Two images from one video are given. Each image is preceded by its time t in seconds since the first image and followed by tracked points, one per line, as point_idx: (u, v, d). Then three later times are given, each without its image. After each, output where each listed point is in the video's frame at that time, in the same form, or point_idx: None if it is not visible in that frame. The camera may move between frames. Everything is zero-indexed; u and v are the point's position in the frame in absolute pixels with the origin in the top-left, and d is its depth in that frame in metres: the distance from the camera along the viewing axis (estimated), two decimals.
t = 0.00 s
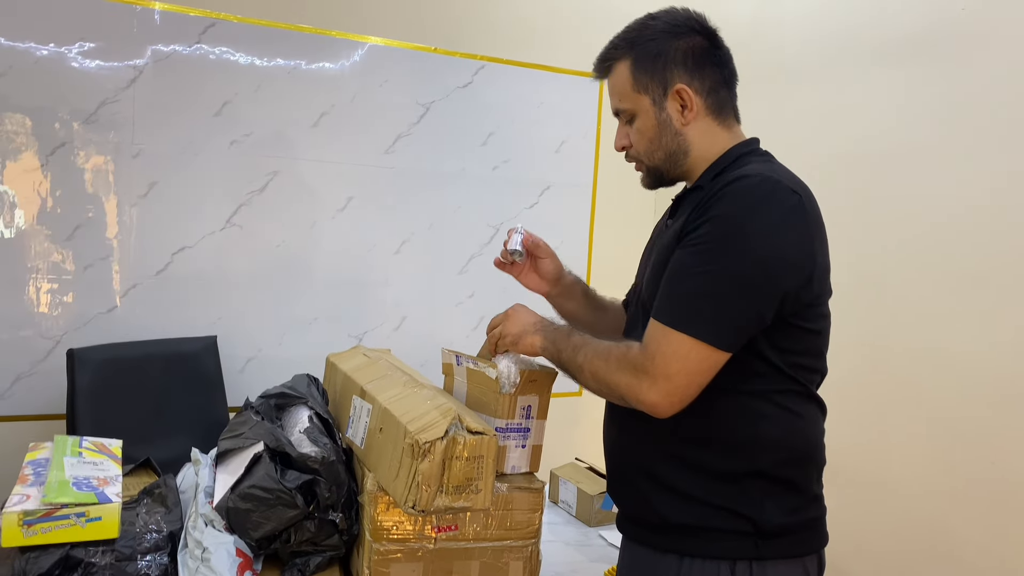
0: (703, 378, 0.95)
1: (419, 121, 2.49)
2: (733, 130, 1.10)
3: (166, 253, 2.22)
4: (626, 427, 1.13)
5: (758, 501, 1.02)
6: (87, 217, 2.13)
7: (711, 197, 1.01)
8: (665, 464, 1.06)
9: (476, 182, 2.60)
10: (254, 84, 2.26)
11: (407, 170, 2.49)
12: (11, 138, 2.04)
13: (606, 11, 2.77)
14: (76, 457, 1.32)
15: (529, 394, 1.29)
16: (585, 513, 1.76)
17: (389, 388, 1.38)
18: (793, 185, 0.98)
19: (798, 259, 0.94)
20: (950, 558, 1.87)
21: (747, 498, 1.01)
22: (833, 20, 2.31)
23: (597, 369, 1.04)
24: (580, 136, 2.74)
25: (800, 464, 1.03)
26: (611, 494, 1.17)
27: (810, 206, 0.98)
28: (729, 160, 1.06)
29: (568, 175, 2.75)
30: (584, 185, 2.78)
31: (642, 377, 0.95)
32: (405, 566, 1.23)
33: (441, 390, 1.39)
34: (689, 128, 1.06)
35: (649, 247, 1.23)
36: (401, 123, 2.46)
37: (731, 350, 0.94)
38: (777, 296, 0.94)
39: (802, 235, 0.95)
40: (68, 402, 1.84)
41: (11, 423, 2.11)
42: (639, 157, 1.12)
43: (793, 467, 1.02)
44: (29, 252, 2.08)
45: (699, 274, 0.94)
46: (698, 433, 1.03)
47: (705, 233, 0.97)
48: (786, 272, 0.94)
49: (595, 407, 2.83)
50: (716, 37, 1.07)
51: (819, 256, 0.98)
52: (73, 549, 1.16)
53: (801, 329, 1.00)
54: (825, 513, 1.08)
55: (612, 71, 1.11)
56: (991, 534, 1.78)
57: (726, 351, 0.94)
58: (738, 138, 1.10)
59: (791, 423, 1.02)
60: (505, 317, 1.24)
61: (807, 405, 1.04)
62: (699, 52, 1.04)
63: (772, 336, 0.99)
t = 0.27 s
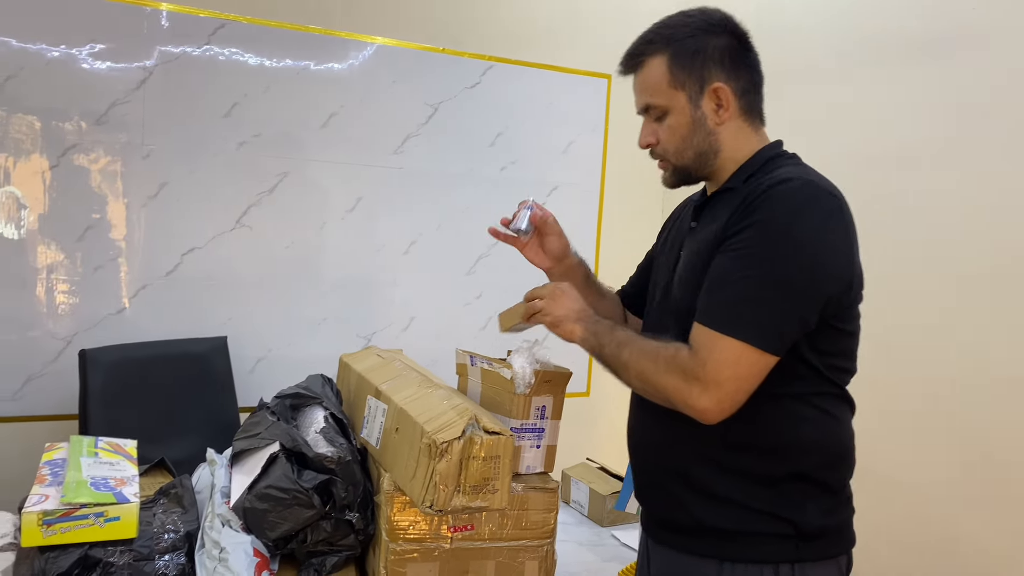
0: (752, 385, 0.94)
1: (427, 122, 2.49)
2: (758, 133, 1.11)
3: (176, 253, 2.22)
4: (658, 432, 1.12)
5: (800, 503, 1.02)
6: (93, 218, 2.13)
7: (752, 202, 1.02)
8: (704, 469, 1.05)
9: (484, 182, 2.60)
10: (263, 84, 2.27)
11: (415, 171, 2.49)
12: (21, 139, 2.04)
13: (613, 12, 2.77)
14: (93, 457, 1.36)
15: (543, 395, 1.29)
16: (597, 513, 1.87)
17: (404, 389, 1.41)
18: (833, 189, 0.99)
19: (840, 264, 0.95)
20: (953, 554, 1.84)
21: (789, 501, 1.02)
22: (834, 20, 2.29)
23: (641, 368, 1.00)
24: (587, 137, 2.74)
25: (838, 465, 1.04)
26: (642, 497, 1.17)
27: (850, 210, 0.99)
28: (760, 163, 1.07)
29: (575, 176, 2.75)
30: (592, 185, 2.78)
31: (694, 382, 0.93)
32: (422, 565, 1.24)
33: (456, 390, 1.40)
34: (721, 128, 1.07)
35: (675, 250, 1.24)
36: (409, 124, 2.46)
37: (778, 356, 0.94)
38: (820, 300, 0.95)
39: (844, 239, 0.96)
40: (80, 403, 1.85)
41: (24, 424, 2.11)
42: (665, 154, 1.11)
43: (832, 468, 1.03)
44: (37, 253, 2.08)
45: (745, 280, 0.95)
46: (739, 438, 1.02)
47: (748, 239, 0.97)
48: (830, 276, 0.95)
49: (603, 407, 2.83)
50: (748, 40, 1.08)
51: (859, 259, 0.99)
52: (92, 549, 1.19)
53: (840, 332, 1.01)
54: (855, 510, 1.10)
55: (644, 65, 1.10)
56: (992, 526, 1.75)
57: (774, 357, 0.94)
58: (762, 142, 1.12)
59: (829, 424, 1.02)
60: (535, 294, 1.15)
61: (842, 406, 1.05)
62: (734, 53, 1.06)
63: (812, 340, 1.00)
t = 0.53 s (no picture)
0: (827, 392, 0.89)
1: (432, 122, 2.49)
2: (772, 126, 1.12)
3: (182, 254, 2.23)
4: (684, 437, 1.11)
5: (835, 505, 1.01)
6: (100, 218, 2.13)
7: (797, 201, 0.97)
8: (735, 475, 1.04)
9: (489, 182, 2.60)
10: (268, 85, 2.27)
11: (420, 171, 2.50)
12: (27, 140, 2.04)
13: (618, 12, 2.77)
14: (101, 458, 1.36)
15: (551, 395, 1.29)
16: (603, 513, 1.89)
17: (412, 389, 1.42)
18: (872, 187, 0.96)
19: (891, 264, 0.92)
20: (946, 553, 1.82)
21: (822, 504, 1.01)
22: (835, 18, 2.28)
23: (713, 378, 0.92)
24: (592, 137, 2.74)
25: (867, 465, 1.03)
26: (666, 504, 1.16)
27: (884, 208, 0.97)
28: (786, 156, 1.07)
29: (579, 175, 2.75)
30: (596, 185, 2.78)
31: (778, 395, 0.87)
32: (430, 565, 1.25)
33: (463, 390, 1.40)
34: (768, 113, 1.07)
35: (682, 250, 1.19)
36: (414, 124, 2.47)
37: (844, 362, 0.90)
38: (877, 303, 0.91)
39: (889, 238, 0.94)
40: (86, 403, 1.85)
41: (31, 424, 2.12)
42: (723, 132, 1.03)
43: (862, 469, 1.03)
44: (43, 253, 2.09)
45: (813, 284, 0.89)
46: (771, 443, 1.01)
47: (804, 242, 0.92)
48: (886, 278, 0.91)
49: (608, 407, 2.83)
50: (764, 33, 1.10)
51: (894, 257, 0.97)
52: (101, 549, 1.19)
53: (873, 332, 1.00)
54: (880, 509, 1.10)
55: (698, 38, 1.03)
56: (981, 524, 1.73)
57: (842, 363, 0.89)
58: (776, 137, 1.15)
59: (858, 425, 1.02)
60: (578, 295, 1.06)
61: (867, 405, 1.04)
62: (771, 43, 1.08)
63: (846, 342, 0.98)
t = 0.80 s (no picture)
0: (854, 395, 0.93)
1: (431, 124, 2.49)
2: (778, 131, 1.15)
3: (180, 255, 2.22)
4: (698, 446, 1.11)
5: (854, 516, 1.03)
6: (98, 219, 2.13)
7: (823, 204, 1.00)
8: (753, 485, 1.05)
9: (488, 184, 2.60)
10: (267, 86, 2.27)
11: (419, 172, 2.49)
12: (25, 141, 2.04)
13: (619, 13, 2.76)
14: (98, 460, 1.36)
15: (549, 397, 1.29)
16: (602, 516, 1.88)
17: (409, 391, 1.41)
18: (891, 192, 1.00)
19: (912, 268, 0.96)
20: (945, 555, 1.82)
21: (841, 513, 1.02)
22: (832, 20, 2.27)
23: (739, 384, 0.93)
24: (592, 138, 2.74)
25: (882, 474, 1.05)
26: (676, 513, 1.16)
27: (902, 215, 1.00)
28: (804, 159, 1.10)
29: (578, 177, 2.75)
30: (595, 187, 2.78)
31: (818, 401, 0.89)
32: (427, 568, 1.24)
33: (461, 392, 1.40)
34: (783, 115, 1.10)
35: (693, 254, 1.21)
36: (413, 125, 2.46)
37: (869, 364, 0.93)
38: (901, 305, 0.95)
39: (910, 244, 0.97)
40: (85, 404, 1.84)
41: (29, 426, 2.11)
42: (739, 132, 1.05)
43: (878, 477, 1.04)
44: (41, 255, 2.08)
45: (847, 287, 0.92)
46: (789, 452, 1.02)
47: (834, 244, 0.95)
48: (909, 281, 0.95)
49: (607, 409, 2.83)
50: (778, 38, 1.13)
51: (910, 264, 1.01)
52: (98, 551, 1.19)
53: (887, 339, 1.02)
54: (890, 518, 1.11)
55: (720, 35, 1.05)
56: (981, 525, 1.73)
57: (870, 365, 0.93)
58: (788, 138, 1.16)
59: (873, 434, 1.03)
60: (579, 303, 1.03)
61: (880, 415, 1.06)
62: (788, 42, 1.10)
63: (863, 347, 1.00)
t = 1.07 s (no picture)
0: (837, 399, 0.92)
1: (430, 123, 2.48)
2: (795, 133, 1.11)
3: (178, 255, 2.21)
4: (697, 447, 1.11)
5: (855, 522, 1.02)
6: (95, 220, 2.12)
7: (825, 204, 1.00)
8: (752, 488, 1.04)
9: (487, 184, 2.59)
10: (266, 86, 2.26)
11: (418, 172, 2.49)
12: (22, 141, 2.03)
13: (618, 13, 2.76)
14: (93, 461, 1.36)
15: (546, 399, 1.29)
16: (601, 517, 1.88)
17: (406, 392, 1.41)
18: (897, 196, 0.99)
19: (914, 273, 0.95)
20: (947, 558, 1.82)
21: (841, 519, 1.01)
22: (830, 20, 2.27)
23: (717, 383, 0.94)
24: (590, 139, 2.74)
25: (884, 480, 1.04)
26: (675, 514, 1.16)
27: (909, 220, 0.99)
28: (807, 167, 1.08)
29: (577, 177, 2.74)
30: (594, 187, 2.78)
31: (794, 401, 0.89)
32: (425, 570, 1.24)
33: (459, 393, 1.40)
34: (766, 128, 1.06)
35: (700, 253, 1.21)
36: (412, 125, 2.46)
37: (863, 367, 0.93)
38: (899, 310, 0.94)
39: (914, 249, 0.96)
40: (82, 405, 1.83)
41: (25, 426, 2.11)
42: (705, 153, 1.09)
43: (880, 483, 1.03)
44: (38, 255, 2.07)
45: (840, 289, 0.92)
46: (790, 456, 1.01)
47: (832, 245, 0.95)
48: (908, 286, 0.94)
49: (606, 410, 2.82)
50: (789, 36, 1.07)
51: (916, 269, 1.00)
52: (93, 553, 1.20)
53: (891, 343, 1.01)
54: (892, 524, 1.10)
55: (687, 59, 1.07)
56: (983, 527, 1.73)
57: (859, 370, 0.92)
58: (800, 141, 1.11)
59: (876, 439, 1.02)
60: (554, 302, 1.04)
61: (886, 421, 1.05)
62: (779, 47, 1.05)
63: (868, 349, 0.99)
